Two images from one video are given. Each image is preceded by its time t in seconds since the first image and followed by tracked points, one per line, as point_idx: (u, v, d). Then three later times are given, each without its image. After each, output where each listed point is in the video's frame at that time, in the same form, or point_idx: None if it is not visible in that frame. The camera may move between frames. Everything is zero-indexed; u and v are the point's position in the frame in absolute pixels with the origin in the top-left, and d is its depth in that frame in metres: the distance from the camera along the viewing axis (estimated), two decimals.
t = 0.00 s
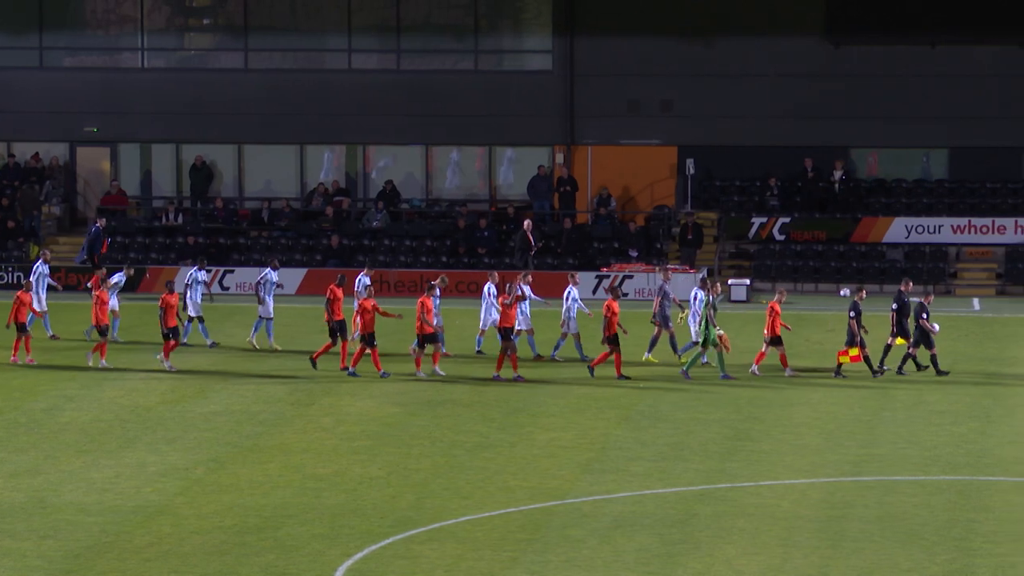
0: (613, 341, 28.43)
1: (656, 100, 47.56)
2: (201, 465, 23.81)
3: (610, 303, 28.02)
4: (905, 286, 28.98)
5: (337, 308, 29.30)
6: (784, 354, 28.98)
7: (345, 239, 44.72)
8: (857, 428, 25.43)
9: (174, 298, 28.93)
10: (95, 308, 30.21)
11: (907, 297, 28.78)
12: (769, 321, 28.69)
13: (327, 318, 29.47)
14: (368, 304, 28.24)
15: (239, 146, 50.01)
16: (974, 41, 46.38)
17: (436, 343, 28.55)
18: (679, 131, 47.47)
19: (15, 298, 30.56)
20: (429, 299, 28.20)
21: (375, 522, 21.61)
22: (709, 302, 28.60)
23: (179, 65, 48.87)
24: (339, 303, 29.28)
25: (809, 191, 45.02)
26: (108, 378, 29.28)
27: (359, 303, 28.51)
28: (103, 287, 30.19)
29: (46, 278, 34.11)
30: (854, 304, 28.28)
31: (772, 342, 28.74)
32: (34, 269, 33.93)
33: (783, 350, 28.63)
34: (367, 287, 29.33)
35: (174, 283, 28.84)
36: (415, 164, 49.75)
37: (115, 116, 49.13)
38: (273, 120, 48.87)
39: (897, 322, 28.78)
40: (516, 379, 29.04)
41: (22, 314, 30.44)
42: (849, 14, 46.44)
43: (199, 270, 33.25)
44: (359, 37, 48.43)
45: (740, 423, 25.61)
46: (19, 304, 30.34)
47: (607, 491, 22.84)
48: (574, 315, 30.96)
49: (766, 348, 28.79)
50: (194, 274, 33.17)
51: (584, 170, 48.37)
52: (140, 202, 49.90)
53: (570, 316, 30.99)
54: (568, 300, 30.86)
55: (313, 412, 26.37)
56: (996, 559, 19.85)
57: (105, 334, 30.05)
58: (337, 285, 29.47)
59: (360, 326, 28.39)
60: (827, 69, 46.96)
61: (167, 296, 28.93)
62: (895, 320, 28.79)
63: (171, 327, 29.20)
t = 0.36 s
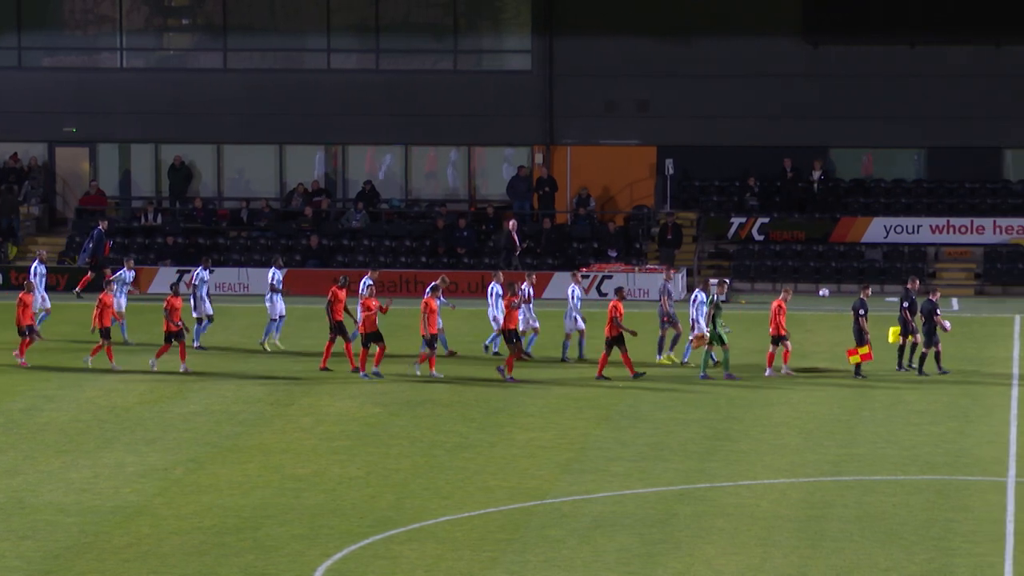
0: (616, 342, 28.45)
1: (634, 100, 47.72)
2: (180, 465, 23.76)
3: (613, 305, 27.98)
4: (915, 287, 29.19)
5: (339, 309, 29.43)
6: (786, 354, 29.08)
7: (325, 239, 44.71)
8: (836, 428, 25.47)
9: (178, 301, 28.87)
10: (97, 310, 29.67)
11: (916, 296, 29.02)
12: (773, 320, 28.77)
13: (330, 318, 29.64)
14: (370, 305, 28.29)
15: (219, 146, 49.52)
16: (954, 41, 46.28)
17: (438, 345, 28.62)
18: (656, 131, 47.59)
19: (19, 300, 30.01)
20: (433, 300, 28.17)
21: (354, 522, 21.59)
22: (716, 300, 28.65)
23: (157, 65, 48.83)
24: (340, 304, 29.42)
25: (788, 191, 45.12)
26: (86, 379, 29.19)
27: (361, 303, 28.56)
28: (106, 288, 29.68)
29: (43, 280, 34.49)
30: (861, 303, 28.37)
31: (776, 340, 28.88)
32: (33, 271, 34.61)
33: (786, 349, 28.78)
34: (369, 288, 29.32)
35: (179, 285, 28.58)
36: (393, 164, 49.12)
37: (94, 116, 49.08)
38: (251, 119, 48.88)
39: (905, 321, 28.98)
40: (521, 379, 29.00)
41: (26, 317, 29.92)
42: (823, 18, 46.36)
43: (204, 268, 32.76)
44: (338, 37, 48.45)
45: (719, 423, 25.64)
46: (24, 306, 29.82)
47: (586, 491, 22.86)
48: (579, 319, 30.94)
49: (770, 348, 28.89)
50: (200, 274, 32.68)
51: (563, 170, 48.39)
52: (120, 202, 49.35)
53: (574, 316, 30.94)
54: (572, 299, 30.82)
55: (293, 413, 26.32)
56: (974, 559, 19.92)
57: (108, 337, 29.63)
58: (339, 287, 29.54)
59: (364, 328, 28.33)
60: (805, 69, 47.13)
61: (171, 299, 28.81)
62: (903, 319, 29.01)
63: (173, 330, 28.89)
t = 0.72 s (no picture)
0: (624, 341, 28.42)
1: (612, 100, 47.71)
2: (159, 465, 23.72)
3: (619, 301, 28.10)
4: (917, 286, 29.10)
5: (343, 309, 29.38)
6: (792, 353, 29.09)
7: (303, 239, 44.69)
8: (814, 427, 25.51)
9: (178, 304, 28.43)
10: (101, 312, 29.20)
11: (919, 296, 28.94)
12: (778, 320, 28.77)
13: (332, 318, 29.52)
14: (375, 305, 28.18)
15: (197, 146, 49.33)
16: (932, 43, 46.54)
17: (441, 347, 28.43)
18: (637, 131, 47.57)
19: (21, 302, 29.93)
20: (434, 303, 28.06)
21: (333, 522, 21.58)
22: (721, 301, 28.75)
23: (135, 65, 48.76)
24: (344, 304, 29.40)
25: (766, 190, 45.28)
26: (65, 379, 29.11)
27: (365, 303, 28.44)
28: (108, 289, 29.10)
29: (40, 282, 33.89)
30: (863, 303, 28.49)
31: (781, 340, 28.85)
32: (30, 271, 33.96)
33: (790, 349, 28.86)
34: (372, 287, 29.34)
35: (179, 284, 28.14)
36: (373, 164, 49.08)
37: (74, 115, 49.08)
38: (228, 119, 48.80)
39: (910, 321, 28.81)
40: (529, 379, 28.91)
41: (28, 319, 29.85)
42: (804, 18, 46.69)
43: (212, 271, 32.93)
44: (316, 36, 48.32)
45: (698, 422, 25.66)
46: (26, 309, 29.75)
47: (565, 491, 22.88)
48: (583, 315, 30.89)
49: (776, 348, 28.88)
50: (207, 275, 32.85)
51: (542, 170, 48.39)
52: (98, 203, 49.18)
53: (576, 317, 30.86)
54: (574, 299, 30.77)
55: (271, 413, 26.29)
56: (952, 558, 19.99)
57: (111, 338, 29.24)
58: (342, 285, 29.58)
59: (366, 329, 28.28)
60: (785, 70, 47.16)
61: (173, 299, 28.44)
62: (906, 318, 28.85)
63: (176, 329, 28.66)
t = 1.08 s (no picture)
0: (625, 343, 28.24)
1: (587, 99, 47.79)
2: (134, 465, 23.65)
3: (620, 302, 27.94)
4: (915, 282, 29.04)
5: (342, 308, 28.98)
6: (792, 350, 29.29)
7: (278, 238, 44.85)
8: (790, 425, 25.54)
9: (179, 301, 28.39)
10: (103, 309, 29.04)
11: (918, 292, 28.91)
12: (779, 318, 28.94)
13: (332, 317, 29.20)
14: (372, 304, 28.11)
15: (173, 145, 49.39)
16: (907, 41, 46.56)
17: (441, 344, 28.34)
18: (610, 130, 47.72)
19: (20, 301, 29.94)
20: (434, 300, 28.02)
21: (309, 522, 21.55)
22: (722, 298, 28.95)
23: (111, 63, 48.71)
24: (343, 304, 29.00)
25: (741, 189, 45.42)
26: (40, 379, 29.00)
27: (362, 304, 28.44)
28: (110, 286, 28.89)
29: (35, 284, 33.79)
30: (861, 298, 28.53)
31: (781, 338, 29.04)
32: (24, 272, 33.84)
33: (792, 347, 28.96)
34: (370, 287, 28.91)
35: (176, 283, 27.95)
36: (348, 163, 49.39)
37: (50, 114, 48.89)
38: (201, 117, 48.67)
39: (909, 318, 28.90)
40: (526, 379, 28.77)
41: (27, 318, 29.80)
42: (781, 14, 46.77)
43: (213, 269, 32.87)
44: (292, 34, 48.34)
45: (674, 421, 25.68)
46: (25, 307, 29.73)
47: (541, 489, 22.88)
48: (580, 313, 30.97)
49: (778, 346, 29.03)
50: (206, 274, 32.80)
51: (518, 168, 48.37)
52: (73, 202, 49.17)
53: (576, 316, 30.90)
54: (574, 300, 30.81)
55: (246, 412, 26.24)
56: (928, 556, 20.03)
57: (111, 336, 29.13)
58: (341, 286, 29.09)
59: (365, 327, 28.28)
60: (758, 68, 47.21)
61: (172, 298, 28.28)
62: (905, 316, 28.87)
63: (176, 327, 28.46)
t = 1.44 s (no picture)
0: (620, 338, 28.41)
1: (558, 96, 47.63)
2: (105, 461, 23.63)
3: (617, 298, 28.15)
4: (908, 278, 28.83)
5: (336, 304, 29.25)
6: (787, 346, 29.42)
7: (250, 235, 44.97)
8: (761, 421, 25.57)
9: (178, 300, 28.40)
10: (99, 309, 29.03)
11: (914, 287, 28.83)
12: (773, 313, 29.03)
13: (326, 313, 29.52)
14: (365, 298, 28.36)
15: (144, 141, 49.26)
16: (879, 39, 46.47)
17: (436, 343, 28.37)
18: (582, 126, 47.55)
19: (16, 299, 29.71)
20: (431, 298, 28.20)
21: (280, 518, 21.54)
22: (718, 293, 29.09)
23: (82, 60, 48.49)
24: (336, 301, 29.28)
25: (712, 185, 45.18)
26: (12, 376, 28.97)
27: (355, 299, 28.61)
28: (106, 286, 28.94)
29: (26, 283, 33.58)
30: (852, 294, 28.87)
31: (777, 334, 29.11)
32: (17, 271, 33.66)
33: (787, 341, 29.09)
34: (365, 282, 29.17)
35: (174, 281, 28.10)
36: (321, 158, 49.23)
37: (21, 111, 48.55)
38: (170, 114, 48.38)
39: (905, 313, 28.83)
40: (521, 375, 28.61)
41: (24, 316, 29.60)
42: (753, 17, 46.75)
43: (211, 265, 32.79)
44: (263, 32, 48.12)
45: (645, 417, 25.69)
46: (22, 305, 29.52)
47: (512, 486, 22.90)
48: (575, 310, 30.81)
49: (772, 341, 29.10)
50: (207, 271, 32.66)
51: (489, 164, 48.74)
52: (44, 198, 49.13)
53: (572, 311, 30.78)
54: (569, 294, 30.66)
55: (217, 408, 26.23)
56: (899, 552, 20.08)
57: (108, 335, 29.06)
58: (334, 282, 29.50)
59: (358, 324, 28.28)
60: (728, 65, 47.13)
61: (169, 295, 28.42)
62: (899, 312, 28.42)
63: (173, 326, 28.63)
